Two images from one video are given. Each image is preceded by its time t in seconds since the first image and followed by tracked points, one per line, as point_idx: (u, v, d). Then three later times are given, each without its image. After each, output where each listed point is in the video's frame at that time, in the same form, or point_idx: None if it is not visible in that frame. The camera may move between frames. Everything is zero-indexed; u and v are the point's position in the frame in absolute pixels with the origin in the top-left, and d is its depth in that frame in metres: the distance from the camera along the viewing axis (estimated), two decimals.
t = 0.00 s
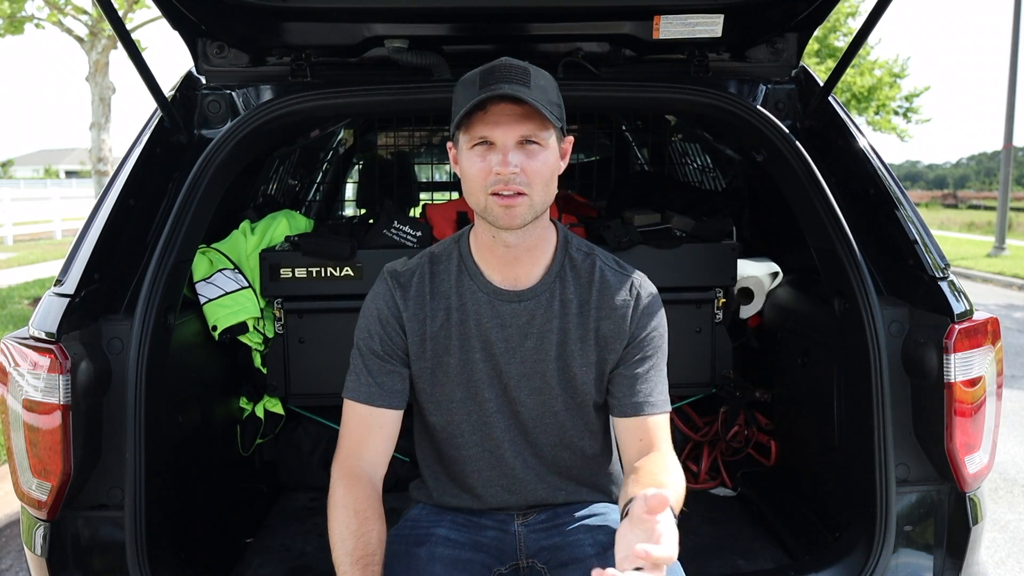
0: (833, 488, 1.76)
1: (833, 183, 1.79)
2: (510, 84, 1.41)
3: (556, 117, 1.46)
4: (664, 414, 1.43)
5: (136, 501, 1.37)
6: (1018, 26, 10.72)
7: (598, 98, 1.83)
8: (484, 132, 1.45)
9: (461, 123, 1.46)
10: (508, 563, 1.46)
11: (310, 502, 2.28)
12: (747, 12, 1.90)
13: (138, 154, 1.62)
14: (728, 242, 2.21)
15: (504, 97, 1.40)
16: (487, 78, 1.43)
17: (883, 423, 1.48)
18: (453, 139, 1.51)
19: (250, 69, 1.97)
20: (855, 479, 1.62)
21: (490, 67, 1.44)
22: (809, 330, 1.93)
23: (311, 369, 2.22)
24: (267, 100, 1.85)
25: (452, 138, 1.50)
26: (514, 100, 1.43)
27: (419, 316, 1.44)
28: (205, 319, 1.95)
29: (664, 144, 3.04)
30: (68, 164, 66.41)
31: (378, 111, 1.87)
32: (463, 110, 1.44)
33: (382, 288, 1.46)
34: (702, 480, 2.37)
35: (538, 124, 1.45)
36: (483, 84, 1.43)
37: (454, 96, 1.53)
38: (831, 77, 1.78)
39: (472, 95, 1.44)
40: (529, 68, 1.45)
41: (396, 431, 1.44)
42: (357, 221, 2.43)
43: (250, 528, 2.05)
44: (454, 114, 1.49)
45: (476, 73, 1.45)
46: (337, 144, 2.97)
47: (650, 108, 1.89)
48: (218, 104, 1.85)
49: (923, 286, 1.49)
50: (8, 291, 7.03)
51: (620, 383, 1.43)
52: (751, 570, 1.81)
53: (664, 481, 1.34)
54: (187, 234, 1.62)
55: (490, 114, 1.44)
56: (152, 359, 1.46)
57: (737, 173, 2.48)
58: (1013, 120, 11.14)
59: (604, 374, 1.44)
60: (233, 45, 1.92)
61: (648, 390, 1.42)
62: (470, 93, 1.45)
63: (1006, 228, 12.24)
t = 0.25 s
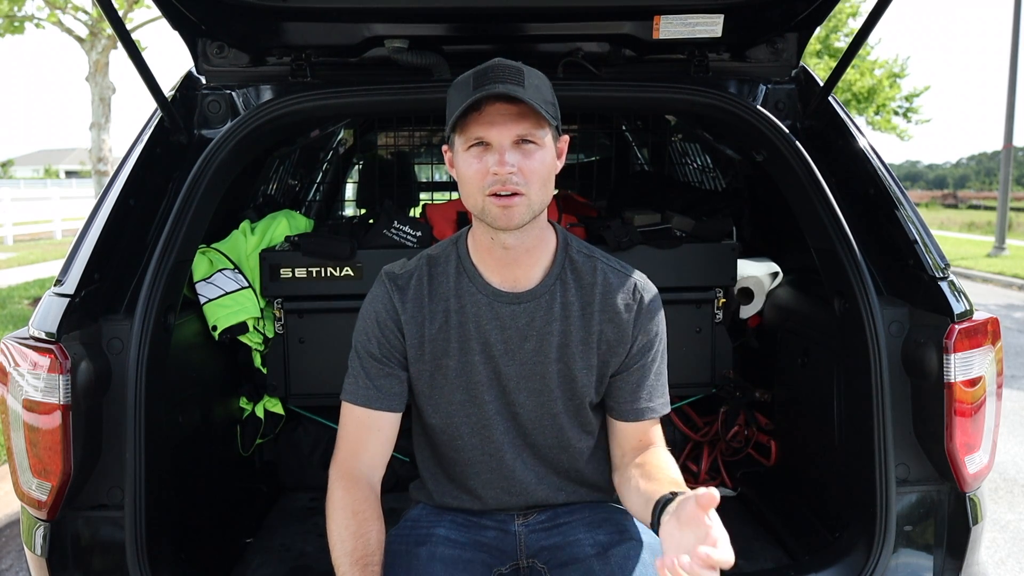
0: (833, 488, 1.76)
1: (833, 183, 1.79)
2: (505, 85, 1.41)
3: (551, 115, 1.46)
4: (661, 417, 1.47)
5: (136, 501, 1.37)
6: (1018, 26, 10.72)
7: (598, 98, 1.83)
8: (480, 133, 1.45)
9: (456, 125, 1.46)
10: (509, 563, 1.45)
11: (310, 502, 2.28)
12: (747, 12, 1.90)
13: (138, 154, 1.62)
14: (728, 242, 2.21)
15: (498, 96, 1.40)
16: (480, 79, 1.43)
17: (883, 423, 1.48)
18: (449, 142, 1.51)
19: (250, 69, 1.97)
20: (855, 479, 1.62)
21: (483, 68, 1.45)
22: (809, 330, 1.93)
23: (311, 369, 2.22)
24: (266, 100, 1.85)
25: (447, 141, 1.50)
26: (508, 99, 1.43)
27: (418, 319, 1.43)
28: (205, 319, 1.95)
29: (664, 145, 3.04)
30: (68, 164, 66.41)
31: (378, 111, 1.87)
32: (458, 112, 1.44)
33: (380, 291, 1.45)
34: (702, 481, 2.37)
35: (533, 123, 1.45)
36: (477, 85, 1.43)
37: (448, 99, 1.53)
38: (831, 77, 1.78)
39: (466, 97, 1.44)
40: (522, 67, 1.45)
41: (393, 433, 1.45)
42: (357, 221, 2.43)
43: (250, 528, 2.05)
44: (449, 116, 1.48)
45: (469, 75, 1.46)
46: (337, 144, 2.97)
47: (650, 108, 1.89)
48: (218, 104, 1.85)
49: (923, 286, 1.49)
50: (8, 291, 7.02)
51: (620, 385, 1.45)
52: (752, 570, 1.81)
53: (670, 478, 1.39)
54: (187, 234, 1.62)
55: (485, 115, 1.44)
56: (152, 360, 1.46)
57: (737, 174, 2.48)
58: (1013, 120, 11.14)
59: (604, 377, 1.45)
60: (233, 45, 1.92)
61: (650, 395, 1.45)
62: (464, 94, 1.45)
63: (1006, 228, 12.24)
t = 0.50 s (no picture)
0: (832, 488, 1.76)
1: (833, 183, 1.79)
2: (518, 85, 1.41)
3: (563, 118, 1.46)
4: (658, 411, 1.43)
5: (136, 501, 1.37)
6: (1018, 26, 10.72)
7: (598, 98, 1.83)
8: (491, 132, 1.45)
9: (468, 123, 1.45)
10: (509, 563, 1.45)
11: (310, 502, 2.28)
12: (747, 12, 1.90)
13: (138, 154, 1.62)
14: (728, 242, 2.21)
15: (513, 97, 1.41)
16: (494, 78, 1.43)
17: (883, 423, 1.48)
18: (458, 139, 1.51)
19: (250, 69, 1.97)
20: (855, 479, 1.62)
21: (497, 68, 1.45)
22: (809, 330, 1.94)
23: (311, 369, 2.22)
24: (266, 100, 1.85)
25: (457, 138, 1.50)
26: (521, 100, 1.43)
27: (423, 316, 1.44)
28: (205, 319, 1.95)
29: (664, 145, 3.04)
30: (68, 164, 66.41)
31: (378, 111, 1.87)
32: (471, 111, 1.44)
33: (385, 288, 1.45)
34: (702, 481, 2.36)
35: (544, 125, 1.45)
36: (490, 84, 1.43)
37: (458, 97, 1.53)
38: (831, 77, 1.78)
39: (479, 96, 1.44)
40: (535, 70, 1.45)
41: (399, 432, 1.44)
42: (356, 221, 2.43)
43: (250, 528, 2.05)
44: (460, 114, 1.48)
45: (483, 74, 1.46)
46: (337, 144, 2.97)
47: (650, 108, 1.89)
48: (218, 104, 1.85)
49: (923, 286, 1.49)
50: (8, 291, 7.02)
51: (617, 380, 1.43)
52: (751, 570, 1.81)
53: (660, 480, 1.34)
54: (187, 234, 1.62)
55: (497, 115, 1.44)
56: (152, 360, 1.46)
57: (737, 173, 2.48)
58: (1013, 120, 11.14)
59: (605, 373, 1.45)
60: (233, 45, 1.92)
61: (644, 387, 1.42)
62: (477, 93, 1.45)
63: (1006, 228, 12.24)
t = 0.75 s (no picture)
0: (832, 488, 1.76)
1: (833, 183, 1.79)
2: (523, 83, 1.42)
3: (567, 117, 1.46)
4: (659, 408, 1.40)
5: (136, 501, 1.37)
6: (1018, 26, 10.71)
7: (598, 98, 1.83)
8: (496, 127, 1.45)
9: (473, 117, 1.45)
10: (509, 563, 1.46)
11: (310, 502, 2.28)
12: (747, 12, 1.90)
13: (138, 154, 1.62)
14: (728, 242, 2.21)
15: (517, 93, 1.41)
16: (500, 75, 1.43)
17: (883, 423, 1.48)
18: (463, 135, 1.51)
19: (250, 69, 1.97)
20: (855, 479, 1.62)
21: (503, 65, 1.45)
22: (809, 330, 1.93)
23: (311, 369, 2.22)
24: (266, 100, 1.85)
25: (461, 133, 1.50)
26: (526, 97, 1.43)
27: (423, 314, 1.44)
28: (205, 319, 1.95)
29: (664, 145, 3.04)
30: (68, 164, 66.40)
31: (378, 111, 1.87)
32: (475, 106, 1.44)
33: (386, 286, 1.45)
34: (702, 481, 2.37)
35: (548, 123, 1.45)
36: (496, 80, 1.43)
37: (464, 93, 1.53)
38: (831, 77, 1.78)
39: (484, 91, 1.44)
40: (542, 69, 1.46)
41: (400, 430, 1.44)
42: (356, 221, 2.43)
43: (250, 528, 2.05)
44: (465, 109, 1.48)
45: (488, 70, 1.46)
46: (337, 144, 2.97)
47: (650, 108, 1.89)
48: (218, 104, 1.85)
49: (923, 286, 1.49)
50: (8, 291, 7.02)
51: (617, 377, 1.41)
52: (751, 570, 1.81)
53: (660, 476, 1.30)
54: (187, 234, 1.61)
55: (501, 111, 1.45)
56: (152, 360, 1.46)
57: (737, 173, 2.48)
58: (1013, 120, 11.14)
59: (605, 371, 1.44)
60: (233, 45, 1.92)
61: (645, 382, 1.40)
62: (483, 88, 1.45)
63: (1006, 228, 12.24)
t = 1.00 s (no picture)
0: (833, 488, 1.76)
1: (833, 183, 1.79)
2: (519, 82, 1.42)
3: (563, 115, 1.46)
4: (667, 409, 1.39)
5: (136, 501, 1.37)
6: (1018, 26, 10.71)
7: (598, 98, 1.83)
8: (492, 128, 1.45)
9: (469, 119, 1.45)
10: (509, 563, 1.46)
11: (310, 502, 2.28)
12: (747, 12, 1.90)
13: (138, 154, 1.62)
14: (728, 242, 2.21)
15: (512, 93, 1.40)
16: (495, 76, 1.44)
17: (883, 423, 1.48)
18: (460, 137, 1.52)
19: (250, 69, 1.97)
20: (855, 479, 1.62)
21: (498, 65, 1.45)
22: (809, 330, 1.94)
23: (311, 369, 2.22)
24: (266, 100, 1.85)
25: (459, 135, 1.50)
26: (522, 97, 1.43)
27: (424, 315, 1.44)
28: (205, 319, 1.95)
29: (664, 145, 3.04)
30: (68, 164, 66.40)
31: (378, 111, 1.87)
32: (471, 107, 1.45)
33: (386, 287, 1.46)
34: (702, 481, 2.37)
35: (545, 122, 1.45)
36: (492, 81, 1.43)
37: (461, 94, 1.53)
38: (831, 77, 1.78)
39: (480, 92, 1.44)
40: (538, 67, 1.46)
41: (400, 431, 1.44)
42: (356, 221, 2.43)
43: (250, 528, 2.05)
44: (462, 111, 1.49)
45: (484, 71, 1.46)
46: (337, 144, 2.97)
47: (650, 108, 1.89)
48: (218, 104, 1.85)
49: (923, 286, 1.49)
50: (8, 291, 7.03)
51: (622, 378, 1.41)
52: (751, 570, 1.81)
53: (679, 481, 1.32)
54: (187, 234, 1.62)
55: (497, 111, 1.45)
56: (152, 360, 1.46)
57: (737, 173, 2.48)
58: (1013, 120, 11.14)
59: (607, 372, 1.43)
60: (233, 45, 1.92)
61: (651, 383, 1.40)
62: (479, 89, 1.45)
63: (1006, 228, 12.24)
